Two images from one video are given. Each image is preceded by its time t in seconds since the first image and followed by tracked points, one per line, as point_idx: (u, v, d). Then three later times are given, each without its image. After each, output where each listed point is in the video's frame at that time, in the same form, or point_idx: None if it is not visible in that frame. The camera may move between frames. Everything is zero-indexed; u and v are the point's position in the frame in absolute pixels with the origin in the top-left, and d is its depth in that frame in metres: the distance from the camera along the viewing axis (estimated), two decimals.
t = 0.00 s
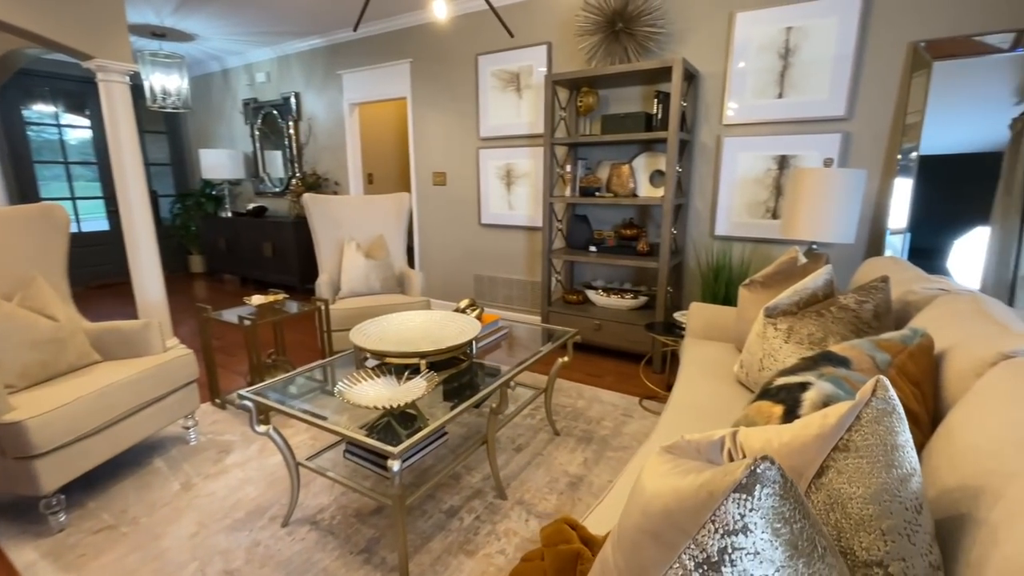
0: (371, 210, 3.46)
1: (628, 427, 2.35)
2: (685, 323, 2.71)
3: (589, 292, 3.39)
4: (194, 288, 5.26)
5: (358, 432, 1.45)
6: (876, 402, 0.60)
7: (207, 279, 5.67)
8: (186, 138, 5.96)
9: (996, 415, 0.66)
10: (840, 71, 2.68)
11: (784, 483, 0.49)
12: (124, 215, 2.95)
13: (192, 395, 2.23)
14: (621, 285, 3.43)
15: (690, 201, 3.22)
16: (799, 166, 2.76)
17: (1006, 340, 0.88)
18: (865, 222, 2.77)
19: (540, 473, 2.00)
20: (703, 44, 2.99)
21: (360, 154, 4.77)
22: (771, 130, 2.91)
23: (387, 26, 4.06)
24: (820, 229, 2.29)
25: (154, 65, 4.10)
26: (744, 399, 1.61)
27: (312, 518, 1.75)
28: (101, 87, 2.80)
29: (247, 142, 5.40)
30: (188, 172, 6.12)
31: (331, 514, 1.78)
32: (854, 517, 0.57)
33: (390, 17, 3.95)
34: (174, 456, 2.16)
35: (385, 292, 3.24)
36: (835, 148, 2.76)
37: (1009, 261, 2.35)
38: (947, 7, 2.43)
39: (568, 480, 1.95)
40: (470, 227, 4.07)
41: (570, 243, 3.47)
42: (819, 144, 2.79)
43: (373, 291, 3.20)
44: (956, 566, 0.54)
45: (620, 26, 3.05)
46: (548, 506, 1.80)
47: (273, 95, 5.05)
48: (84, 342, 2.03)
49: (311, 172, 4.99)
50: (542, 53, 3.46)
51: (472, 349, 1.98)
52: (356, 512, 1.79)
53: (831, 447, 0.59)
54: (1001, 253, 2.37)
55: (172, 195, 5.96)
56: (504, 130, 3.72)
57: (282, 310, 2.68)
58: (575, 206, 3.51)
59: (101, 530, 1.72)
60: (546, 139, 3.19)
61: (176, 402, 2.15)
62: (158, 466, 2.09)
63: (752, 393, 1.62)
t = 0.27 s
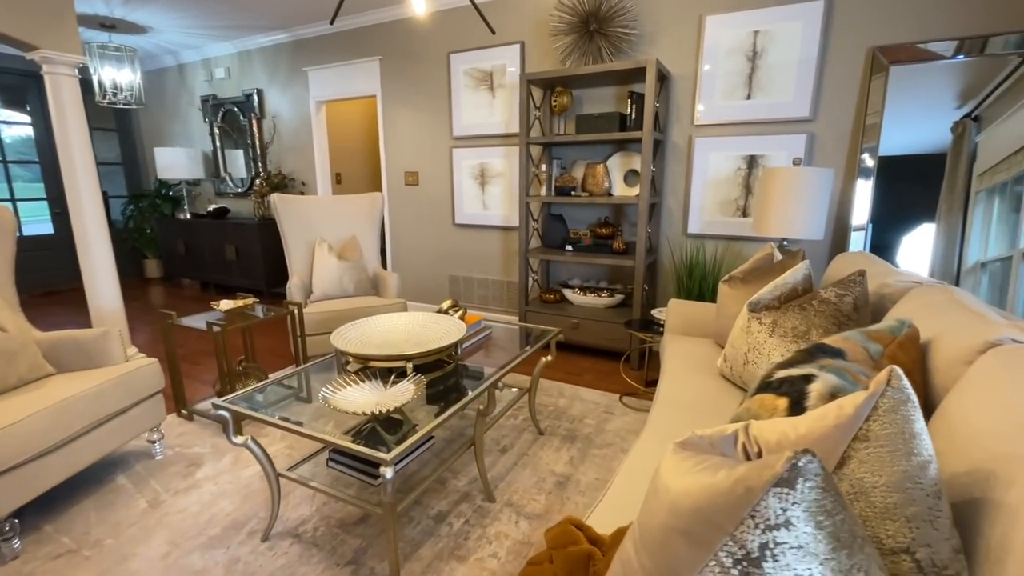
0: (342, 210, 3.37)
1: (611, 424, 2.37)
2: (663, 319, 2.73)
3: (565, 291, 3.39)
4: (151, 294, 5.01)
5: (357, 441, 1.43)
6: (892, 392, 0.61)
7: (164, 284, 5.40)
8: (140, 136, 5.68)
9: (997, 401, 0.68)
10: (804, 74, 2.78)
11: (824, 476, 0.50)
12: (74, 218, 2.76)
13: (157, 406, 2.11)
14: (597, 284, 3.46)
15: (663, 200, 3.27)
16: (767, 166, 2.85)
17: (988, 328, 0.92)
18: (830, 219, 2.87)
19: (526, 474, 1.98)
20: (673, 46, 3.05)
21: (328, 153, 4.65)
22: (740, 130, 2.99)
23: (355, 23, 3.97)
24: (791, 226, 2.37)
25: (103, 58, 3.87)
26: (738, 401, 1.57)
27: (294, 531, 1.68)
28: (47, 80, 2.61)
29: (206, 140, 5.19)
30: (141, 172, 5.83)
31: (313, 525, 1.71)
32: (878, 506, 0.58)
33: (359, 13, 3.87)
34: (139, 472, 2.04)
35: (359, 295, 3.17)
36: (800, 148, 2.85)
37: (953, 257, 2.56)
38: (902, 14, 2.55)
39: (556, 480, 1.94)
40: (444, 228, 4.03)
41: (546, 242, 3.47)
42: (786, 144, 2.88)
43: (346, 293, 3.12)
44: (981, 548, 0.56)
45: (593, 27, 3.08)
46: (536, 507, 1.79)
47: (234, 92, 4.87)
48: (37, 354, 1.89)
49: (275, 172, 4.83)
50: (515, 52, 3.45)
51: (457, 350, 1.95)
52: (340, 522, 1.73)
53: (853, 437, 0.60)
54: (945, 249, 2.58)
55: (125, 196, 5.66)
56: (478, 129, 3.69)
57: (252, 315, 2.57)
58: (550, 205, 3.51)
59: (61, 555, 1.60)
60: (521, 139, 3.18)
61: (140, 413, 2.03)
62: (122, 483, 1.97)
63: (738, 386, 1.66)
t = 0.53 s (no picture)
0: (313, 210, 3.28)
1: (594, 421, 2.37)
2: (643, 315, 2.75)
3: (543, 289, 3.38)
4: (105, 300, 4.74)
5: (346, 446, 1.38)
6: (907, 377, 0.62)
7: (119, 290, 5.13)
8: (90, 133, 5.39)
9: (998, 384, 0.70)
10: (773, 75, 2.85)
11: (864, 463, 0.50)
12: (20, 223, 2.53)
13: (120, 418, 1.99)
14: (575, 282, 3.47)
15: (638, 198, 3.30)
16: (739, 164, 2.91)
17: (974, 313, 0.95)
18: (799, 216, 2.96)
19: (513, 474, 1.96)
20: (646, 45, 3.08)
21: (295, 151, 4.52)
22: (712, 129, 3.04)
23: (323, 17, 3.87)
24: (765, 222, 2.43)
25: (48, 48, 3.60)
26: (731, 396, 1.57)
27: (275, 544, 1.61)
28: None
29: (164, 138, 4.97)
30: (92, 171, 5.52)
31: (295, 537, 1.64)
32: (900, 491, 0.58)
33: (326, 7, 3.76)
34: (102, 488, 1.92)
35: (332, 296, 3.08)
36: (770, 146, 2.93)
37: (906, 252, 2.70)
38: (862, 18, 2.65)
39: (543, 479, 1.93)
40: (418, 227, 3.96)
41: (523, 241, 3.45)
42: (756, 143, 2.96)
43: (319, 295, 3.03)
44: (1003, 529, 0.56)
45: (568, 25, 3.09)
46: (526, 507, 1.77)
47: (193, 87, 4.68)
48: None
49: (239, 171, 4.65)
50: (489, 50, 3.42)
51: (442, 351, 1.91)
52: (323, 532, 1.67)
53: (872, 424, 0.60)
54: (898, 244, 2.72)
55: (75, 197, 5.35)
56: (452, 127, 3.65)
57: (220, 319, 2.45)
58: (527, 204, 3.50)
59: None
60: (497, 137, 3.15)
61: (101, 427, 1.91)
62: (84, 501, 1.85)
63: (725, 380, 1.68)
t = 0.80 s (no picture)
0: (284, 210, 3.20)
1: (574, 417, 2.40)
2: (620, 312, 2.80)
3: (519, 288, 3.40)
4: (58, 306, 4.51)
5: (331, 449, 1.36)
6: (883, 362, 0.66)
7: (73, 296, 4.88)
8: (38, 131, 5.11)
9: (962, 367, 0.74)
10: (739, 77, 2.95)
11: (854, 442, 0.53)
12: None
13: (83, 429, 1.90)
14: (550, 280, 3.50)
15: (612, 197, 3.35)
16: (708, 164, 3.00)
17: (936, 301, 1.01)
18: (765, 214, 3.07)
19: (496, 472, 1.96)
20: (618, 47, 3.14)
21: (262, 150, 4.40)
22: (682, 130, 3.12)
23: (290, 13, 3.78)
24: (735, 220, 2.50)
25: None
26: (708, 388, 1.62)
27: (254, 552, 1.57)
28: None
29: (120, 136, 4.76)
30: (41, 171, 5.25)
31: (275, 544, 1.61)
32: (881, 470, 0.62)
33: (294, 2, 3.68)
34: (65, 503, 1.83)
35: (306, 299, 3.03)
36: (737, 147, 3.03)
37: (862, 247, 2.84)
38: (822, 24, 2.77)
39: (526, 476, 1.94)
40: (392, 228, 3.92)
41: (498, 241, 3.46)
42: (724, 143, 3.05)
43: (291, 297, 2.97)
44: (971, 500, 0.60)
45: (542, 26, 3.11)
46: (510, 504, 1.77)
47: (152, 83, 4.50)
48: None
49: (203, 170, 4.50)
50: (462, 49, 3.42)
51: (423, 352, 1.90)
52: (305, 538, 1.63)
53: (853, 408, 0.64)
54: (855, 240, 2.86)
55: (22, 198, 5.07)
56: (425, 126, 3.63)
57: (189, 324, 2.36)
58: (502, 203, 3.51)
59: None
60: (473, 137, 3.15)
61: (64, 439, 1.83)
62: (46, 517, 1.76)
63: (703, 373, 1.72)
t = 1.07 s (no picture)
0: (258, 213, 3.15)
1: (555, 416, 2.44)
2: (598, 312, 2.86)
3: (498, 289, 3.43)
4: (15, 315, 4.31)
5: (324, 456, 1.36)
6: (856, 358, 0.71)
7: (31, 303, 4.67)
8: None
9: (924, 361, 0.80)
10: (710, 83, 3.05)
11: (834, 434, 0.58)
12: None
13: (53, 443, 1.84)
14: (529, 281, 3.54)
15: (588, 199, 3.41)
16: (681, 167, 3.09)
17: (898, 299, 1.08)
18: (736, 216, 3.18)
19: (481, 473, 1.99)
20: (593, 52, 3.20)
21: (232, 151, 4.30)
22: (655, 134, 3.20)
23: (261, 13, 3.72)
24: (707, 222, 2.59)
25: None
26: (686, 385, 1.69)
27: (240, 562, 1.56)
28: None
29: (79, 136, 4.59)
30: None
31: (261, 553, 1.59)
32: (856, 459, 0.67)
33: (265, 1, 3.62)
34: (35, 520, 1.77)
35: (282, 303, 2.99)
36: (707, 150, 3.13)
37: (824, 246, 2.97)
38: (786, 33, 2.89)
39: (511, 475, 1.97)
40: (368, 230, 3.89)
41: (477, 243, 3.48)
42: (695, 147, 3.14)
43: (267, 302, 2.92)
44: (934, 483, 0.65)
45: (518, 30, 3.15)
46: (496, 504, 1.80)
47: (113, 82, 4.35)
48: None
49: (169, 172, 4.37)
50: (438, 52, 3.42)
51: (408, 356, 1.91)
52: (291, 545, 1.62)
53: (831, 402, 0.69)
54: (818, 240, 2.98)
55: None
56: (401, 129, 3.62)
57: (162, 331, 2.31)
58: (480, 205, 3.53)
59: None
60: (450, 140, 3.16)
61: (33, 453, 1.77)
62: (15, 535, 1.70)
63: (681, 371, 1.79)
